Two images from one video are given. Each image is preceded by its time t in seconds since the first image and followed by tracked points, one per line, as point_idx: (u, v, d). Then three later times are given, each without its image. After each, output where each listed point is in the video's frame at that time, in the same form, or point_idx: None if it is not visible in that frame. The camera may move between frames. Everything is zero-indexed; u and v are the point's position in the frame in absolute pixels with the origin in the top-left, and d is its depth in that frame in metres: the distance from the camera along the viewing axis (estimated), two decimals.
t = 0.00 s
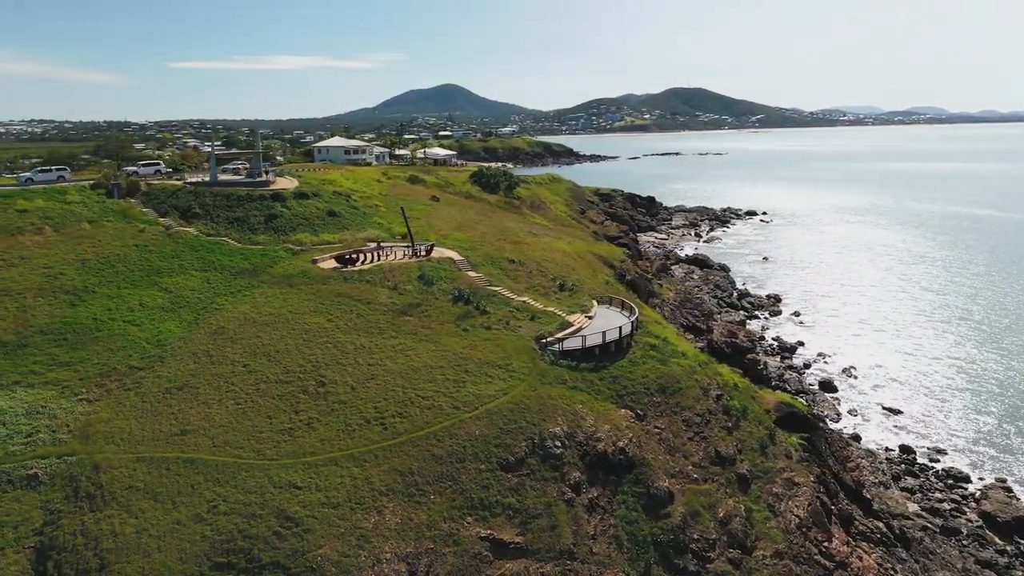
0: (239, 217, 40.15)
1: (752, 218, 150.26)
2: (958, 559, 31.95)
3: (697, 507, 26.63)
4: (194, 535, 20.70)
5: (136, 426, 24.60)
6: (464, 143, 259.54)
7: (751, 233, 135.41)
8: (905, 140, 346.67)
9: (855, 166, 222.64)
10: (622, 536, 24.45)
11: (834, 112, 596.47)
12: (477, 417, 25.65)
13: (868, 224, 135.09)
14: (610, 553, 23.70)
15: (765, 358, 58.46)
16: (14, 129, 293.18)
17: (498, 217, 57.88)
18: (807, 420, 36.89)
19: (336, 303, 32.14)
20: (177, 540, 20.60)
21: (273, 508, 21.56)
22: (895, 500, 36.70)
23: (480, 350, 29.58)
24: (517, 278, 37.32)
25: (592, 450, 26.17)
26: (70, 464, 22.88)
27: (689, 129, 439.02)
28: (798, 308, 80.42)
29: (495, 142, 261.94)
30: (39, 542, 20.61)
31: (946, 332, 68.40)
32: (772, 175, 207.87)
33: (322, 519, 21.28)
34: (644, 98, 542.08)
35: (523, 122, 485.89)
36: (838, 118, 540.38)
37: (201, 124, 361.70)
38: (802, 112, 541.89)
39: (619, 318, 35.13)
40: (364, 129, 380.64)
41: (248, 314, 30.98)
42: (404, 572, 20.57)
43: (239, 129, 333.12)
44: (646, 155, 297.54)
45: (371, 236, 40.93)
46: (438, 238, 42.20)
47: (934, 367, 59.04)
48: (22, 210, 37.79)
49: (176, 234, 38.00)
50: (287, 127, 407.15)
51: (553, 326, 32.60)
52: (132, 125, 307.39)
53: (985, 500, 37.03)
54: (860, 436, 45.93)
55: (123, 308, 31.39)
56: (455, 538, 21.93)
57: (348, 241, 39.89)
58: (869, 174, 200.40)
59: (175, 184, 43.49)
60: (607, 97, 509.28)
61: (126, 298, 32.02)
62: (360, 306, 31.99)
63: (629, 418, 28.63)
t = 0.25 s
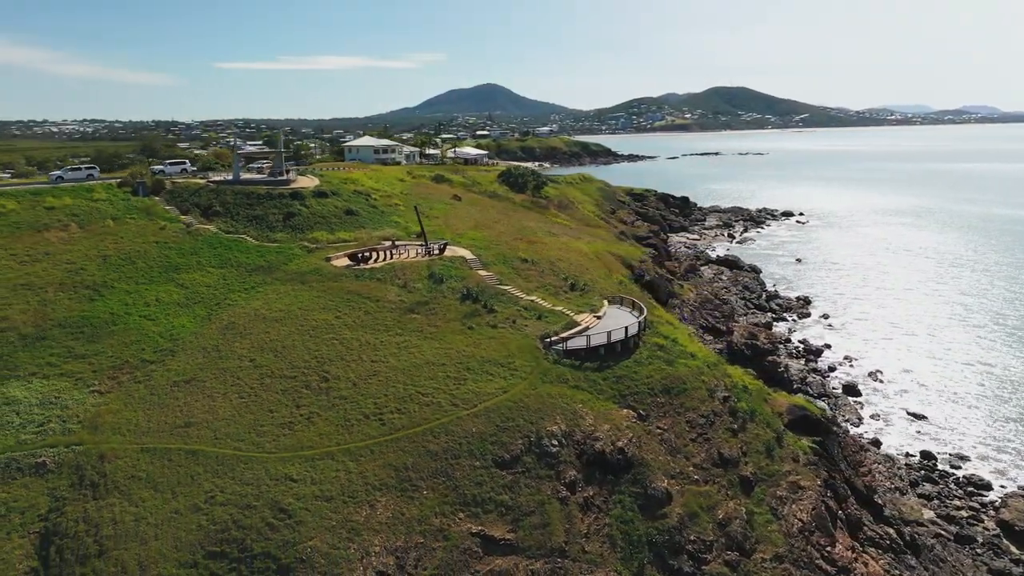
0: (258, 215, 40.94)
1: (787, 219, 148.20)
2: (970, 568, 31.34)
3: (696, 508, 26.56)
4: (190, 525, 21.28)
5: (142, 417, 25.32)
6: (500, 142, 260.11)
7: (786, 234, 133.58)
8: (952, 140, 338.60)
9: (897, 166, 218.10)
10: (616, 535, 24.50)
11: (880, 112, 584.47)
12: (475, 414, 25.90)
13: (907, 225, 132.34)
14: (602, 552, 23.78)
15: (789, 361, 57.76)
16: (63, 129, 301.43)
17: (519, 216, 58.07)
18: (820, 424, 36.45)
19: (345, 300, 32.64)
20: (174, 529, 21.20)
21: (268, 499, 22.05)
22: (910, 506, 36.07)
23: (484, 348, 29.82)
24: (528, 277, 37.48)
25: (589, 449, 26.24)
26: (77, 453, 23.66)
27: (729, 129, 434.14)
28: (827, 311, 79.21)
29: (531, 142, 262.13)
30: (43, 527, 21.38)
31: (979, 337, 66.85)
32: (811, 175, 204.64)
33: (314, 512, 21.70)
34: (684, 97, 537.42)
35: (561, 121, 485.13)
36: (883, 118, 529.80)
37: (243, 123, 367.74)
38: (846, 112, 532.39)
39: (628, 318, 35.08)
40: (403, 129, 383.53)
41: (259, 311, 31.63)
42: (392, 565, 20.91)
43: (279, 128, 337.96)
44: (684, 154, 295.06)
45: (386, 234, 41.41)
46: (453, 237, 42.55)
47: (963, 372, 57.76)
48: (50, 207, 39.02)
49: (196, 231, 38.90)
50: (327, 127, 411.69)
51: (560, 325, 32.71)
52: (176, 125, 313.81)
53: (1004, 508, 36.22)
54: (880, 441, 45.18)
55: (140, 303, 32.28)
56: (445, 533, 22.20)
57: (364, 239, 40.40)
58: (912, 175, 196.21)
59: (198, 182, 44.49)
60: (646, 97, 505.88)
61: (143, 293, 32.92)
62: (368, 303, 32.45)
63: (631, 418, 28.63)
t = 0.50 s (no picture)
0: (275, 213, 41.72)
1: (824, 220, 145.87)
2: None
3: (692, 510, 26.47)
4: (185, 515, 21.88)
5: (148, 410, 26.07)
6: (535, 142, 260.24)
7: (822, 235, 131.51)
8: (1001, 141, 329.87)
9: (942, 167, 213.17)
10: (608, 535, 24.55)
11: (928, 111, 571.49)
12: (472, 412, 26.14)
13: (947, 227, 129.34)
14: (593, 551, 23.86)
15: (811, 364, 57.02)
16: (110, 129, 309.04)
17: (539, 216, 58.20)
18: (831, 428, 35.99)
19: (353, 298, 33.14)
20: (170, 518, 21.82)
21: (262, 492, 22.57)
22: (923, 513, 35.43)
23: (486, 347, 30.06)
24: (538, 277, 37.62)
25: (585, 448, 26.32)
26: (83, 443, 24.45)
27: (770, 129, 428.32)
28: (857, 314, 77.87)
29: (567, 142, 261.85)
30: (47, 514, 22.17)
31: (1013, 343, 65.19)
32: (851, 176, 201.04)
33: (306, 505, 22.16)
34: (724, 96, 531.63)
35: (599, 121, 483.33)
36: (930, 117, 518.12)
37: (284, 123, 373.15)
38: (892, 111, 521.67)
39: (636, 318, 35.04)
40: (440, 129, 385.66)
41: (268, 307, 32.29)
42: (380, 558, 21.27)
43: (319, 128, 342.24)
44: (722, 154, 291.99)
45: (400, 233, 41.88)
46: (467, 236, 42.87)
47: (993, 378, 56.41)
48: (76, 205, 40.24)
49: (215, 230, 39.77)
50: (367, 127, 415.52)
51: (565, 325, 32.82)
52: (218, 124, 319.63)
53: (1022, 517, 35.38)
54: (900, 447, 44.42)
55: (155, 299, 33.16)
56: (434, 529, 22.49)
57: (378, 237, 40.91)
58: (956, 176, 191.63)
59: (220, 181, 45.47)
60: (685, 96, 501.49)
61: (159, 290, 33.80)
62: (375, 301, 32.90)
63: (630, 419, 28.63)
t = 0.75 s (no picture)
0: (292, 212, 42.46)
1: (861, 221, 143.29)
2: None
3: (687, 511, 26.42)
4: (181, 505, 22.52)
5: (154, 402, 26.83)
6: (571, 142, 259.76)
7: (858, 237, 129.23)
8: None
9: (987, 167, 207.87)
10: (598, 534, 24.64)
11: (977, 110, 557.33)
12: (467, 410, 26.42)
13: (989, 229, 126.16)
14: (582, 550, 23.97)
15: (834, 367, 56.23)
16: (155, 128, 315.99)
17: (559, 216, 58.27)
18: (841, 432, 35.54)
19: (361, 296, 33.64)
20: (166, 508, 22.47)
21: (256, 484, 23.11)
22: (935, 521, 34.81)
23: (488, 345, 30.31)
24: (546, 276, 37.76)
25: (579, 448, 26.43)
26: (89, 434, 25.27)
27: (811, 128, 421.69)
28: (888, 317, 76.47)
29: (603, 142, 260.95)
30: (51, 501, 22.98)
31: None
32: (893, 176, 197.05)
33: (297, 498, 22.64)
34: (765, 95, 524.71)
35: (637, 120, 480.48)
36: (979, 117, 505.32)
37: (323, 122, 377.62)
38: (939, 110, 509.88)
39: (642, 319, 34.98)
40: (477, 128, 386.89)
41: (277, 305, 32.95)
42: (366, 551, 21.65)
43: (358, 128, 345.66)
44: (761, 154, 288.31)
45: (414, 232, 42.32)
46: (480, 236, 43.16)
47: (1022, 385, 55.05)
48: (100, 203, 41.43)
49: (232, 227, 40.63)
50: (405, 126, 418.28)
51: (568, 325, 32.92)
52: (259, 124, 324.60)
53: None
54: (918, 453, 43.63)
55: (169, 295, 34.03)
56: (422, 524, 22.82)
57: (392, 235, 41.40)
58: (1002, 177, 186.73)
59: (241, 180, 46.39)
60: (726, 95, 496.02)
61: (174, 286, 34.68)
62: (382, 299, 33.36)
63: (629, 419, 28.65)
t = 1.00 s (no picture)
0: (307, 211, 43.17)
1: (899, 223, 140.48)
2: None
3: (679, 513, 26.37)
4: (176, 495, 23.16)
5: (158, 395, 27.60)
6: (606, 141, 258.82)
7: (895, 239, 126.73)
8: None
9: None
10: (587, 533, 24.74)
11: None
12: (461, 407, 26.70)
13: None
14: (570, 548, 24.09)
15: (855, 371, 55.35)
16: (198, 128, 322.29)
17: (579, 215, 58.25)
18: (849, 437, 35.08)
19: (367, 294, 34.15)
20: (162, 498, 23.12)
21: (249, 477, 23.66)
22: (945, 528, 34.19)
23: (487, 344, 30.56)
24: (554, 276, 37.88)
25: (572, 447, 26.55)
26: (95, 425, 26.09)
27: (854, 128, 414.17)
28: (918, 321, 74.96)
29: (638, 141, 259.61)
30: (54, 489, 23.80)
31: None
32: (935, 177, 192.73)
33: (287, 491, 23.13)
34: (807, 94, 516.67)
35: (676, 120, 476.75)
36: None
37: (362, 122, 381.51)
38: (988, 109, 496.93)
39: (647, 319, 34.94)
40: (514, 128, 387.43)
41: (285, 302, 33.61)
42: (352, 545, 22.04)
43: (395, 127, 348.64)
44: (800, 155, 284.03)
45: (426, 231, 42.73)
46: (492, 235, 43.43)
47: None
48: (123, 201, 42.60)
49: (248, 226, 41.46)
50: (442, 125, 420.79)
51: (571, 325, 33.02)
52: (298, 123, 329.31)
53: None
54: (936, 459, 42.81)
55: (182, 291, 34.90)
56: (410, 519, 23.14)
57: (404, 234, 41.85)
58: None
59: (261, 179, 47.27)
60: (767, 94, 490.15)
61: (187, 283, 35.56)
62: (387, 298, 33.81)
63: (625, 419, 28.68)
